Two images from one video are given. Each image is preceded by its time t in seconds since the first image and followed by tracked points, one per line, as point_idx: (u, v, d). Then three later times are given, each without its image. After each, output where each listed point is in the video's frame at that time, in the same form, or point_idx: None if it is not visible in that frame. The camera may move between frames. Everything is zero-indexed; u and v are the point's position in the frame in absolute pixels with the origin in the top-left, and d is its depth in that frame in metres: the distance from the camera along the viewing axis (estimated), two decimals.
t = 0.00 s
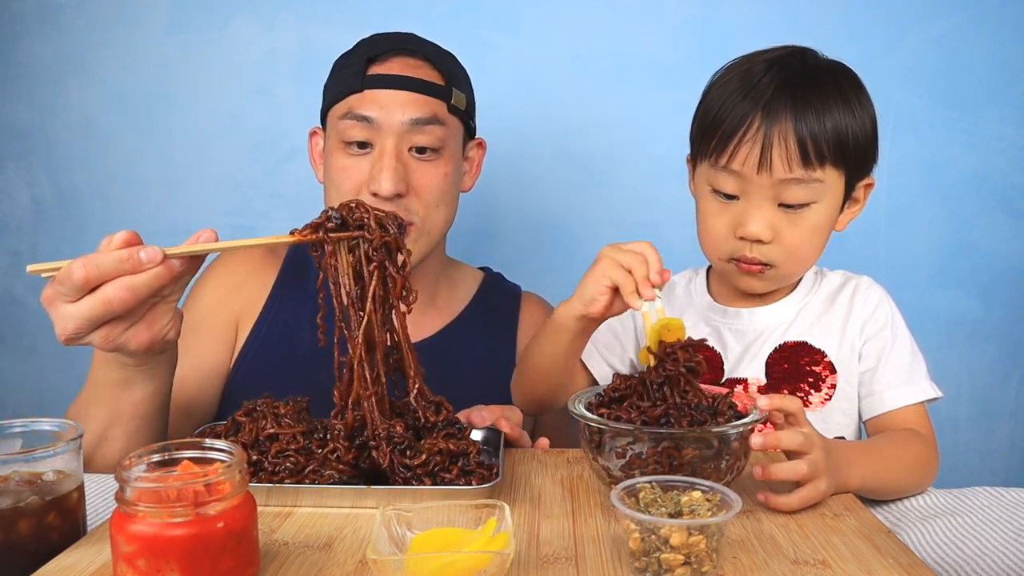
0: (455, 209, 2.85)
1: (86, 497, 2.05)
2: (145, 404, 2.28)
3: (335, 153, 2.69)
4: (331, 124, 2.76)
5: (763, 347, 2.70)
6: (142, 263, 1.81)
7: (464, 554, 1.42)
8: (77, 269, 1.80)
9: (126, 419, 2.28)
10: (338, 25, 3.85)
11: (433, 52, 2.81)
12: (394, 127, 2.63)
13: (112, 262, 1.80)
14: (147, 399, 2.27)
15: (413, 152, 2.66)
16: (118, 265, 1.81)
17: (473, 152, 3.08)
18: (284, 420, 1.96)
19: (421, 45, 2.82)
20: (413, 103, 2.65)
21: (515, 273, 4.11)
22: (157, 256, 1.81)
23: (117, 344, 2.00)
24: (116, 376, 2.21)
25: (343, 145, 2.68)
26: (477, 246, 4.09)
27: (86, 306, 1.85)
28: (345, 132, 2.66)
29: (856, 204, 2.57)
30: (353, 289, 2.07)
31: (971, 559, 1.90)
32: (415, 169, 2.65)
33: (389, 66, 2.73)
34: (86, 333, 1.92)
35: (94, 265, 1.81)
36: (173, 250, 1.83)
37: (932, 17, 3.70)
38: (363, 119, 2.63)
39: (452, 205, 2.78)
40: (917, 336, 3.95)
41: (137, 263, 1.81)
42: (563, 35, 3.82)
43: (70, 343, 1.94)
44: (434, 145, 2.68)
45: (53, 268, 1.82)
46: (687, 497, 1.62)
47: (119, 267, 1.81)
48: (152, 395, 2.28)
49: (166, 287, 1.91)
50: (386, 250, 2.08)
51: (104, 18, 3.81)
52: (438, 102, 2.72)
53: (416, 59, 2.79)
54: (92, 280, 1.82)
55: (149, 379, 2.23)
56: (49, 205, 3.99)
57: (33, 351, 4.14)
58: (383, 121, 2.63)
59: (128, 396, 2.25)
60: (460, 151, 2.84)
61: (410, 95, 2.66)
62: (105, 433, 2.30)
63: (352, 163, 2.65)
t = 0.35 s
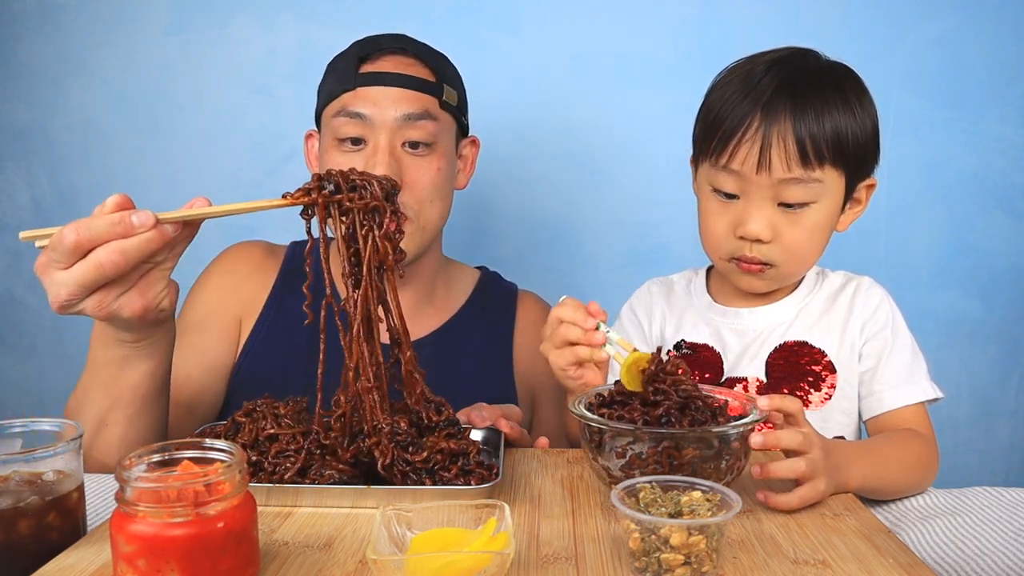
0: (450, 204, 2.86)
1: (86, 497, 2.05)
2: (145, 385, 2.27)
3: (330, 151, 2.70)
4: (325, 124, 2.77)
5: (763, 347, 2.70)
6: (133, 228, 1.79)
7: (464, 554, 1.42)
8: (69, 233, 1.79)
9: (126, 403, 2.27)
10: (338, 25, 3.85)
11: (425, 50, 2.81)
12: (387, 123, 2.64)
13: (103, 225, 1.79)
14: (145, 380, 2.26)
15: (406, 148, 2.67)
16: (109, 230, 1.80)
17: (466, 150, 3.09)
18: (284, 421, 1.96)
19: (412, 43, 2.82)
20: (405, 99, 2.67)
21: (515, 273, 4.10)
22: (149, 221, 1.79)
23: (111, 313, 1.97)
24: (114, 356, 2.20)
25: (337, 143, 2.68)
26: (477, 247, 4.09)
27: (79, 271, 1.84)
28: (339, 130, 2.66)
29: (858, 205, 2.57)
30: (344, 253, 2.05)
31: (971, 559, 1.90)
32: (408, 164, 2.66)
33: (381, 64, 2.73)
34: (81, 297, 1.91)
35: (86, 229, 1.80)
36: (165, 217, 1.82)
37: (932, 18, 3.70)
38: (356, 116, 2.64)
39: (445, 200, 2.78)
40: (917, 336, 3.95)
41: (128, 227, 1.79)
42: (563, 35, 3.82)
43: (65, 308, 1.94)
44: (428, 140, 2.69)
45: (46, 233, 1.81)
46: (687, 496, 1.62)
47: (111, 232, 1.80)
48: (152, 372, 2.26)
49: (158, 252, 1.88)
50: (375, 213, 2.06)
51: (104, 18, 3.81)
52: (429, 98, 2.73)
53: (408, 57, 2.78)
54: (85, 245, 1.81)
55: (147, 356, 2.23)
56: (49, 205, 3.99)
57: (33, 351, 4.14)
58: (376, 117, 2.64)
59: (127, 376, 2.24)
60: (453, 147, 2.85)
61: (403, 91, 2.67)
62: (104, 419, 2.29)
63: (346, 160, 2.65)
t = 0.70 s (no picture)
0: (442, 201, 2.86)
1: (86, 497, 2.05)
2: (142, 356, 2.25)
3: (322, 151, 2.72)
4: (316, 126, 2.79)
5: (764, 348, 2.70)
6: (126, 180, 1.81)
7: (464, 554, 1.42)
8: (61, 187, 1.80)
9: (121, 378, 2.27)
10: (338, 25, 3.85)
11: (412, 49, 2.82)
12: (375, 122, 2.66)
13: (96, 178, 1.81)
14: (140, 352, 2.24)
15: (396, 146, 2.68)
16: (102, 182, 1.81)
17: (457, 149, 3.11)
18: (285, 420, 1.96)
19: (400, 42, 2.83)
20: (393, 98, 2.68)
21: (515, 273, 4.10)
22: (143, 174, 1.81)
23: (104, 273, 1.97)
24: (110, 326, 2.19)
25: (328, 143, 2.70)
26: (477, 247, 4.08)
27: (72, 226, 1.85)
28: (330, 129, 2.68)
29: (857, 202, 2.58)
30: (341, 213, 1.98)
31: (971, 559, 1.90)
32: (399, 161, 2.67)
33: (369, 64, 2.74)
34: (73, 254, 1.92)
35: (79, 181, 1.81)
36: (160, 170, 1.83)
37: (932, 18, 3.70)
38: (346, 116, 2.66)
39: (436, 196, 2.78)
40: (917, 336, 3.94)
41: (122, 180, 1.81)
42: (563, 35, 3.82)
43: (58, 265, 1.95)
44: (417, 138, 2.71)
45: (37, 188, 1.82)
46: (687, 496, 1.62)
47: (104, 185, 1.81)
48: (148, 343, 2.24)
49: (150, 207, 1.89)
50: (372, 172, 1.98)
51: (104, 18, 3.81)
52: (418, 97, 2.74)
53: (394, 57, 2.79)
54: (76, 199, 1.82)
55: (144, 325, 2.21)
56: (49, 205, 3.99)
57: (33, 351, 4.13)
58: (365, 117, 2.66)
59: (122, 348, 2.22)
60: (444, 144, 2.86)
61: (390, 90, 2.68)
62: (100, 394, 2.29)
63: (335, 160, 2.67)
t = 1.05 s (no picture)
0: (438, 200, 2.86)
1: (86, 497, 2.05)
2: (136, 326, 2.24)
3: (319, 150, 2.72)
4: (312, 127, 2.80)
5: (766, 348, 2.70)
6: (124, 135, 1.81)
7: (464, 554, 1.42)
8: (58, 140, 1.80)
9: (115, 348, 2.26)
10: (338, 25, 3.85)
11: (407, 49, 2.82)
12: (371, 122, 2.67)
13: (94, 132, 1.80)
14: (135, 322, 2.23)
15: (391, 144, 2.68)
16: (99, 137, 1.81)
17: (454, 149, 3.12)
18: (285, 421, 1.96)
19: (395, 42, 2.83)
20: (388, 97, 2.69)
21: (515, 273, 4.09)
22: (140, 131, 1.81)
23: (99, 232, 1.96)
24: (106, 294, 2.20)
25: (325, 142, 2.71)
26: (477, 247, 4.08)
27: (68, 181, 1.85)
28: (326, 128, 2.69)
29: (856, 201, 2.58)
30: (337, 188, 1.94)
31: (970, 559, 1.91)
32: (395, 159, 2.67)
33: (365, 65, 2.74)
34: (68, 210, 1.91)
35: (76, 135, 1.81)
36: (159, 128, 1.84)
37: (932, 18, 3.70)
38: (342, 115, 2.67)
39: (432, 194, 2.78)
40: (917, 336, 3.94)
41: (119, 134, 1.81)
42: (563, 35, 3.82)
43: (52, 223, 1.94)
44: (413, 136, 2.71)
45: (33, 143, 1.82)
46: (687, 497, 1.62)
47: (100, 139, 1.81)
48: (144, 311, 2.24)
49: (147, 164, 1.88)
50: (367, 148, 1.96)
51: (105, 18, 3.82)
52: (414, 97, 2.75)
53: (390, 57, 2.79)
54: (73, 153, 1.82)
55: (140, 292, 2.21)
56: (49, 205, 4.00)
57: (33, 351, 4.13)
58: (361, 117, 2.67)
59: (118, 316, 2.22)
60: (440, 143, 2.86)
61: (384, 90, 2.69)
62: (94, 365, 2.28)
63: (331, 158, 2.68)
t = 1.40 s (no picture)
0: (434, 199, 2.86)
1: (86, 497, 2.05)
2: (132, 310, 2.22)
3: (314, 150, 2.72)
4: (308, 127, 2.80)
5: (768, 349, 2.70)
6: (112, 110, 1.81)
7: (465, 554, 1.48)
8: (46, 115, 1.80)
9: (111, 340, 2.23)
10: (338, 25, 3.85)
11: (403, 50, 2.82)
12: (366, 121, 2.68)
13: (82, 108, 1.80)
14: (131, 305, 2.21)
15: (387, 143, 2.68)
16: (87, 112, 1.81)
17: (449, 149, 3.12)
18: (285, 422, 1.96)
19: (388, 43, 2.84)
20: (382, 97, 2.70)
21: (515, 273, 4.09)
22: (129, 106, 1.81)
23: (90, 208, 1.97)
24: (101, 278, 2.19)
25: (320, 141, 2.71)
26: (477, 248, 4.08)
27: (57, 156, 1.85)
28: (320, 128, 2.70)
29: (859, 200, 2.58)
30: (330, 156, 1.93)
31: (970, 559, 1.91)
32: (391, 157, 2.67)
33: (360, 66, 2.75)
34: (58, 186, 1.91)
35: (64, 112, 1.81)
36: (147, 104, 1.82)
37: (931, 18, 3.70)
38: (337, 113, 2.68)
39: (428, 193, 2.78)
40: (917, 336, 3.94)
41: (107, 110, 1.81)
42: (563, 35, 3.82)
43: (43, 199, 1.94)
44: (408, 134, 2.71)
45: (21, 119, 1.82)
46: (687, 496, 1.61)
47: (89, 114, 1.81)
48: (139, 293, 2.21)
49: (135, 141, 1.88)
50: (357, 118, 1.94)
51: (105, 18, 3.82)
52: (408, 96, 2.76)
53: (385, 58, 2.80)
54: (61, 128, 1.82)
55: (134, 274, 2.19)
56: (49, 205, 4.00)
57: (34, 351, 4.13)
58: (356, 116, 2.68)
59: (113, 300, 2.20)
60: (435, 142, 2.86)
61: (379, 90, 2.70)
62: (89, 356, 2.25)
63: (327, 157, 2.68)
